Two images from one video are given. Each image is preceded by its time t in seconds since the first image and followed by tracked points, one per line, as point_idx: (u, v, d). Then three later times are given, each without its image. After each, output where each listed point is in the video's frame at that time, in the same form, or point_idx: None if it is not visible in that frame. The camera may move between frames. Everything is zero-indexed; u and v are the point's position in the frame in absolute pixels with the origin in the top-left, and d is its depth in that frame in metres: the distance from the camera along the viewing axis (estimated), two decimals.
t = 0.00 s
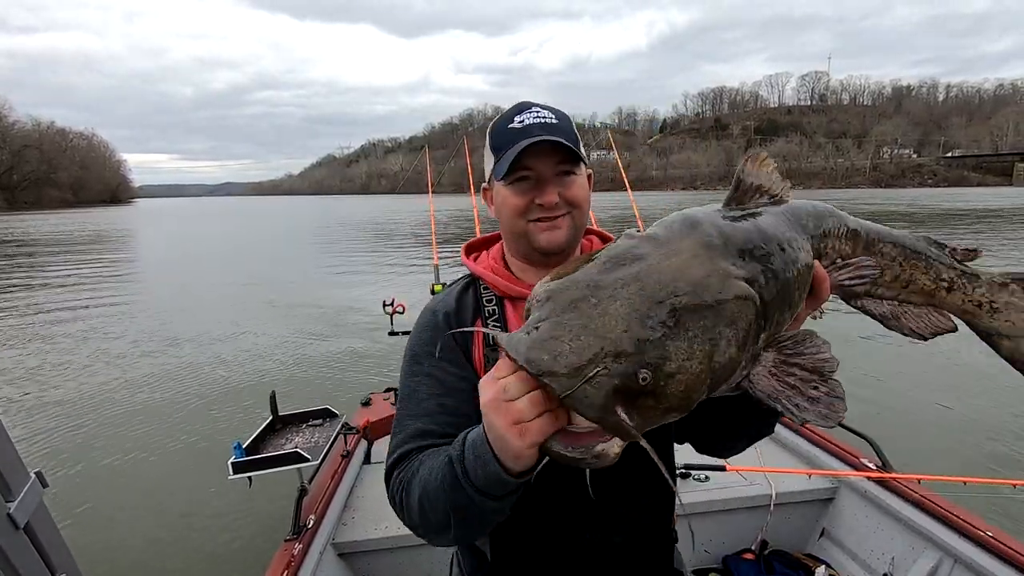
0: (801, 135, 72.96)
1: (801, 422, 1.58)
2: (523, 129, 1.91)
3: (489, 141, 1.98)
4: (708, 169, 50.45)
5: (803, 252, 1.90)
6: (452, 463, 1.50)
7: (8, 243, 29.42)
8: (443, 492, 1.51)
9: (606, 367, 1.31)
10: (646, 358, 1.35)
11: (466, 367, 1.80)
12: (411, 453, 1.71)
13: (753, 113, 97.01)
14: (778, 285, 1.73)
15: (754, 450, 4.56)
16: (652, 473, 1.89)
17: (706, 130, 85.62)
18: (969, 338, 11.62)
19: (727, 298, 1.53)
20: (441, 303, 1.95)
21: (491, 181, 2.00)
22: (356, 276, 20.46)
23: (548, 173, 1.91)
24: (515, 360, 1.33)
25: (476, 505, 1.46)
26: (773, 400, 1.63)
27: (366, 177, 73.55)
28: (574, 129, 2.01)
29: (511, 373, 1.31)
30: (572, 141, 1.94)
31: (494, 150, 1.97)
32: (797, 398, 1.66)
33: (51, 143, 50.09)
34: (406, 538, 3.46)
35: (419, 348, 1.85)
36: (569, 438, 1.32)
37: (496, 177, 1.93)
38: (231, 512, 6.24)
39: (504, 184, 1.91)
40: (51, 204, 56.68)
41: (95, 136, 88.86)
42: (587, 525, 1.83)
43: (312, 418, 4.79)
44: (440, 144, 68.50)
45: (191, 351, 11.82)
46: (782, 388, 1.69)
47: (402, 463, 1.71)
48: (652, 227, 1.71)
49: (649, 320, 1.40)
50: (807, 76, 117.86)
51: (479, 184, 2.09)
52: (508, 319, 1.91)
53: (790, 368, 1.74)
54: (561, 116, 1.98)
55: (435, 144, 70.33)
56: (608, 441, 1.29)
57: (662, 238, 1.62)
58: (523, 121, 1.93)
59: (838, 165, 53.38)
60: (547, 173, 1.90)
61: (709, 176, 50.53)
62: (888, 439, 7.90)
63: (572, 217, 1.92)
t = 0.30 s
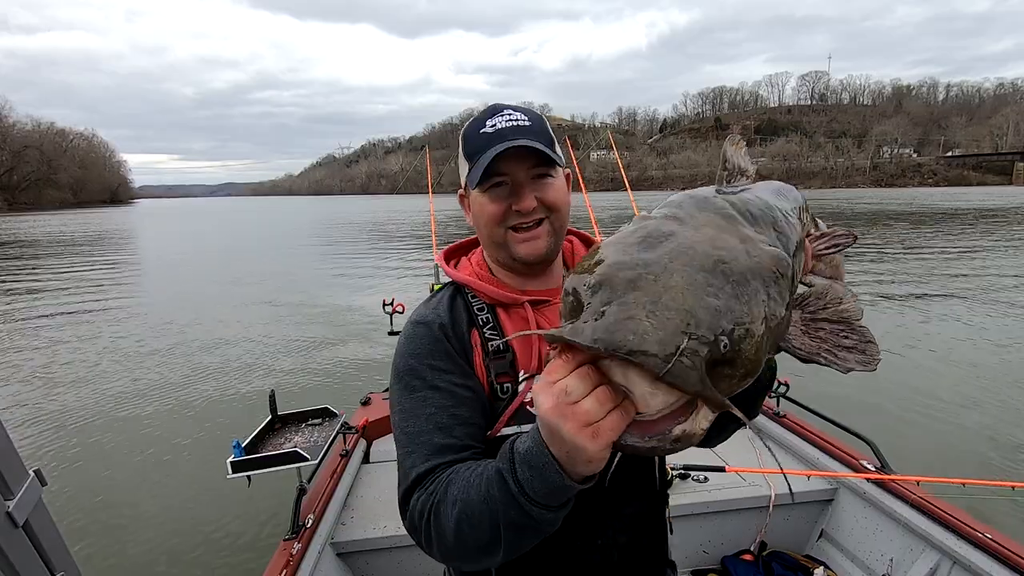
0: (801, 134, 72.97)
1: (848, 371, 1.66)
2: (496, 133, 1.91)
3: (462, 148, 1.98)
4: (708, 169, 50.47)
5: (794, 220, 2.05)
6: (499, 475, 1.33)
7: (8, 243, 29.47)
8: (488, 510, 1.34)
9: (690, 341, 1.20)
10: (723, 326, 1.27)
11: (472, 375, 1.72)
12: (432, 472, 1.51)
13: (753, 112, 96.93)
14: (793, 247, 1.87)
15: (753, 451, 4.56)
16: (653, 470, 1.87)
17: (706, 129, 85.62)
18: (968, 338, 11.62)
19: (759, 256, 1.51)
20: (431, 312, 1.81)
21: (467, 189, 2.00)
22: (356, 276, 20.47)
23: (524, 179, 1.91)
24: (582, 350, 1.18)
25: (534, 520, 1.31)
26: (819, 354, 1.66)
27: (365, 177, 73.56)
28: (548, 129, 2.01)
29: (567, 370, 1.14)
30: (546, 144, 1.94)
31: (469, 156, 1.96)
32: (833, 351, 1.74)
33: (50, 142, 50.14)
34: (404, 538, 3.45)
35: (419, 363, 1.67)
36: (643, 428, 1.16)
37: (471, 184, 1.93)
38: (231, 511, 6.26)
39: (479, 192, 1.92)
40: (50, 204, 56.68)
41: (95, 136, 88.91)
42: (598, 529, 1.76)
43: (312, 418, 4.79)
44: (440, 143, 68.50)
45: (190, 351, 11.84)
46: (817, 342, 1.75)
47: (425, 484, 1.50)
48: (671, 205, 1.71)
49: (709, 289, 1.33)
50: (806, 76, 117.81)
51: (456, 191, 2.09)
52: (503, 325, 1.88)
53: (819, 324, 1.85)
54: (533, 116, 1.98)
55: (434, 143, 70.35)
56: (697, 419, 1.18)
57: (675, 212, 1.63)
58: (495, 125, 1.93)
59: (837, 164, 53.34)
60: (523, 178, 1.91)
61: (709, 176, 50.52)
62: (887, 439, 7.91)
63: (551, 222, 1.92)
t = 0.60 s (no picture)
0: (800, 134, 72.93)
1: (868, 345, 1.64)
2: (481, 135, 1.91)
3: (444, 150, 1.96)
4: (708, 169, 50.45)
5: (791, 204, 2.06)
6: (539, 481, 1.26)
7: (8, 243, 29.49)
8: (529, 519, 1.27)
9: (752, 320, 1.19)
10: (774, 302, 1.28)
11: (476, 385, 1.75)
12: (454, 487, 1.47)
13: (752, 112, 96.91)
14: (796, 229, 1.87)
15: (754, 450, 4.56)
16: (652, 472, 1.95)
17: (706, 128, 85.57)
18: (969, 337, 11.59)
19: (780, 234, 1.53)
20: (424, 325, 1.80)
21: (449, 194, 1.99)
22: (356, 276, 20.46)
23: (509, 184, 1.92)
24: (631, 338, 1.15)
25: (581, 526, 1.24)
26: (836, 332, 1.67)
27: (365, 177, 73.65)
28: (533, 130, 2.01)
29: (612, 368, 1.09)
30: (532, 147, 1.94)
31: (451, 160, 1.95)
32: (849, 327, 1.74)
33: (50, 143, 50.19)
34: (404, 538, 3.45)
35: (422, 376, 1.66)
36: (695, 418, 1.18)
37: (455, 190, 1.92)
38: (230, 511, 6.26)
39: (463, 198, 1.91)
40: (49, 204, 56.66)
41: (94, 137, 88.99)
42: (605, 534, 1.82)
43: (312, 418, 4.80)
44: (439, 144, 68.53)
45: (190, 351, 11.84)
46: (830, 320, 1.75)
47: (449, 501, 1.45)
48: (686, 188, 1.71)
49: (750, 267, 1.32)
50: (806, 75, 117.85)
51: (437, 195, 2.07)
52: (499, 333, 1.90)
53: (830, 303, 1.84)
54: (518, 117, 1.99)
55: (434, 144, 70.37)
56: (754, 402, 1.18)
57: (690, 197, 1.63)
58: (479, 126, 1.93)
59: (837, 163, 53.30)
60: (509, 183, 1.91)
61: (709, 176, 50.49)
62: (888, 439, 7.91)
63: (538, 228, 1.94)
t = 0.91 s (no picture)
0: (801, 134, 72.89)
1: (877, 343, 1.65)
2: (480, 136, 1.90)
3: (442, 152, 1.95)
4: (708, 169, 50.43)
5: (800, 203, 2.05)
6: (548, 482, 1.25)
7: (8, 244, 29.52)
8: (538, 522, 1.26)
9: (769, 302, 1.17)
10: (787, 286, 1.27)
11: (478, 390, 1.75)
12: (460, 495, 1.46)
13: (752, 112, 96.86)
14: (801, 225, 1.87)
15: (754, 450, 4.54)
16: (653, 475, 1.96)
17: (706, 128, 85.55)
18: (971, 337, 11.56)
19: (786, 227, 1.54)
20: (425, 331, 1.80)
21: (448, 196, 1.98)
22: (356, 277, 20.46)
23: (507, 185, 1.91)
24: (644, 323, 1.13)
25: (592, 528, 1.24)
26: (844, 328, 1.69)
27: (366, 177, 73.60)
28: (530, 130, 2.01)
29: (626, 354, 1.08)
30: (531, 147, 1.93)
31: (450, 162, 1.94)
32: (858, 324, 1.74)
33: (50, 144, 50.33)
34: (406, 539, 3.44)
35: (424, 383, 1.66)
36: (711, 407, 1.17)
37: (452, 193, 1.91)
38: (231, 513, 6.25)
39: (462, 201, 1.89)
40: (50, 204, 56.78)
41: (94, 137, 89.08)
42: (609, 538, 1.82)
43: (312, 419, 4.80)
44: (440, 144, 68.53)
45: (190, 351, 11.85)
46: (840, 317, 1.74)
47: (456, 508, 1.44)
48: (692, 184, 1.71)
49: (761, 251, 1.32)
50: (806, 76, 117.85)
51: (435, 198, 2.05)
52: (502, 337, 1.92)
53: (840, 301, 1.80)
54: (516, 117, 1.99)
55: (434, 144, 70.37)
56: (770, 389, 1.17)
57: (696, 190, 1.62)
58: (477, 127, 1.93)
59: (838, 162, 53.29)
60: (508, 184, 1.90)
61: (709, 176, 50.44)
62: (890, 438, 7.90)
63: (538, 229, 1.94)
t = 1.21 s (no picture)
0: (801, 134, 72.89)
1: (896, 359, 1.63)
2: (483, 134, 1.90)
3: (446, 150, 1.94)
4: (708, 169, 50.41)
5: (814, 211, 2.05)
6: (547, 493, 1.24)
7: (8, 244, 29.53)
8: (535, 533, 1.25)
9: (783, 314, 1.16)
10: (802, 296, 1.25)
11: (478, 391, 1.75)
12: (459, 497, 1.45)
13: (753, 112, 96.79)
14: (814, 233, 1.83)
15: (755, 450, 4.53)
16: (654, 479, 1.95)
17: (706, 129, 85.54)
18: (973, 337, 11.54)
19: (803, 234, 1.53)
20: (426, 332, 1.80)
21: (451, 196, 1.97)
22: (357, 276, 20.44)
23: (511, 186, 1.90)
24: (653, 333, 1.11)
25: (591, 542, 1.22)
26: (859, 344, 1.67)
27: (366, 177, 73.59)
28: (535, 130, 2.00)
29: (631, 365, 1.06)
30: (536, 147, 1.93)
31: (453, 160, 1.93)
32: (875, 339, 1.71)
33: (51, 144, 50.37)
34: (407, 539, 3.43)
35: (424, 383, 1.66)
36: (719, 422, 1.16)
37: (455, 192, 1.90)
38: (232, 513, 6.25)
39: (466, 200, 1.89)
40: (50, 204, 56.77)
41: (94, 137, 89.12)
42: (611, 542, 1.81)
43: (313, 420, 4.80)
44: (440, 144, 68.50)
45: (191, 351, 11.85)
46: (858, 331, 1.71)
47: (454, 512, 1.43)
48: (702, 190, 1.70)
49: (775, 259, 1.30)
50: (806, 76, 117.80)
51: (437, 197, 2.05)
52: (503, 340, 1.91)
53: (856, 314, 1.76)
54: (521, 115, 1.98)
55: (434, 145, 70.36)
56: (783, 406, 1.15)
57: (707, 197, 1.61)
58: (481, 126, 1.92)
59: (838, 163, 53.25)
60: (512, 185, 1.90)
61: (709, 176, 50.42)
62: (892, 439, 7.89)
63: (541, 230, 1.94)
